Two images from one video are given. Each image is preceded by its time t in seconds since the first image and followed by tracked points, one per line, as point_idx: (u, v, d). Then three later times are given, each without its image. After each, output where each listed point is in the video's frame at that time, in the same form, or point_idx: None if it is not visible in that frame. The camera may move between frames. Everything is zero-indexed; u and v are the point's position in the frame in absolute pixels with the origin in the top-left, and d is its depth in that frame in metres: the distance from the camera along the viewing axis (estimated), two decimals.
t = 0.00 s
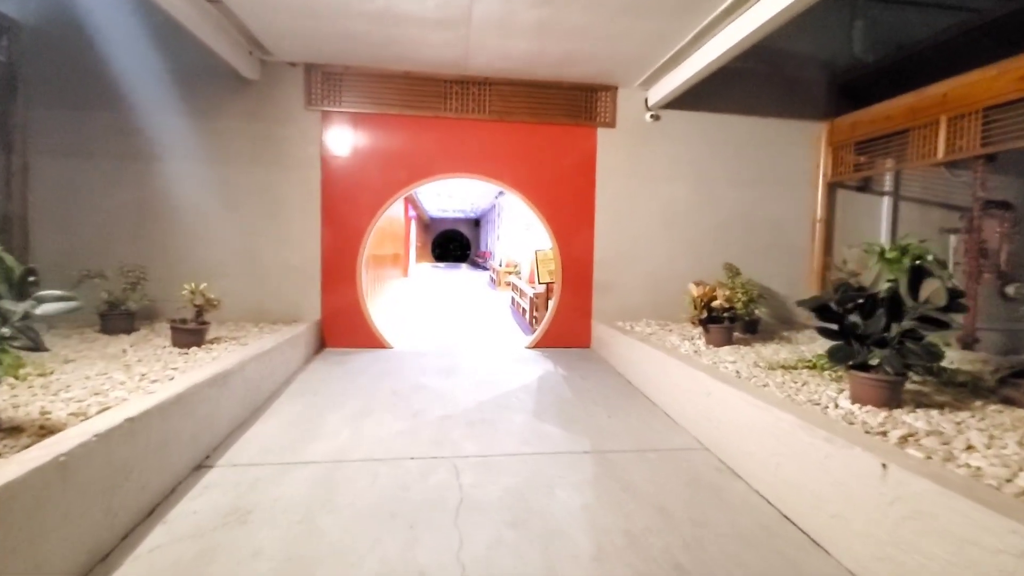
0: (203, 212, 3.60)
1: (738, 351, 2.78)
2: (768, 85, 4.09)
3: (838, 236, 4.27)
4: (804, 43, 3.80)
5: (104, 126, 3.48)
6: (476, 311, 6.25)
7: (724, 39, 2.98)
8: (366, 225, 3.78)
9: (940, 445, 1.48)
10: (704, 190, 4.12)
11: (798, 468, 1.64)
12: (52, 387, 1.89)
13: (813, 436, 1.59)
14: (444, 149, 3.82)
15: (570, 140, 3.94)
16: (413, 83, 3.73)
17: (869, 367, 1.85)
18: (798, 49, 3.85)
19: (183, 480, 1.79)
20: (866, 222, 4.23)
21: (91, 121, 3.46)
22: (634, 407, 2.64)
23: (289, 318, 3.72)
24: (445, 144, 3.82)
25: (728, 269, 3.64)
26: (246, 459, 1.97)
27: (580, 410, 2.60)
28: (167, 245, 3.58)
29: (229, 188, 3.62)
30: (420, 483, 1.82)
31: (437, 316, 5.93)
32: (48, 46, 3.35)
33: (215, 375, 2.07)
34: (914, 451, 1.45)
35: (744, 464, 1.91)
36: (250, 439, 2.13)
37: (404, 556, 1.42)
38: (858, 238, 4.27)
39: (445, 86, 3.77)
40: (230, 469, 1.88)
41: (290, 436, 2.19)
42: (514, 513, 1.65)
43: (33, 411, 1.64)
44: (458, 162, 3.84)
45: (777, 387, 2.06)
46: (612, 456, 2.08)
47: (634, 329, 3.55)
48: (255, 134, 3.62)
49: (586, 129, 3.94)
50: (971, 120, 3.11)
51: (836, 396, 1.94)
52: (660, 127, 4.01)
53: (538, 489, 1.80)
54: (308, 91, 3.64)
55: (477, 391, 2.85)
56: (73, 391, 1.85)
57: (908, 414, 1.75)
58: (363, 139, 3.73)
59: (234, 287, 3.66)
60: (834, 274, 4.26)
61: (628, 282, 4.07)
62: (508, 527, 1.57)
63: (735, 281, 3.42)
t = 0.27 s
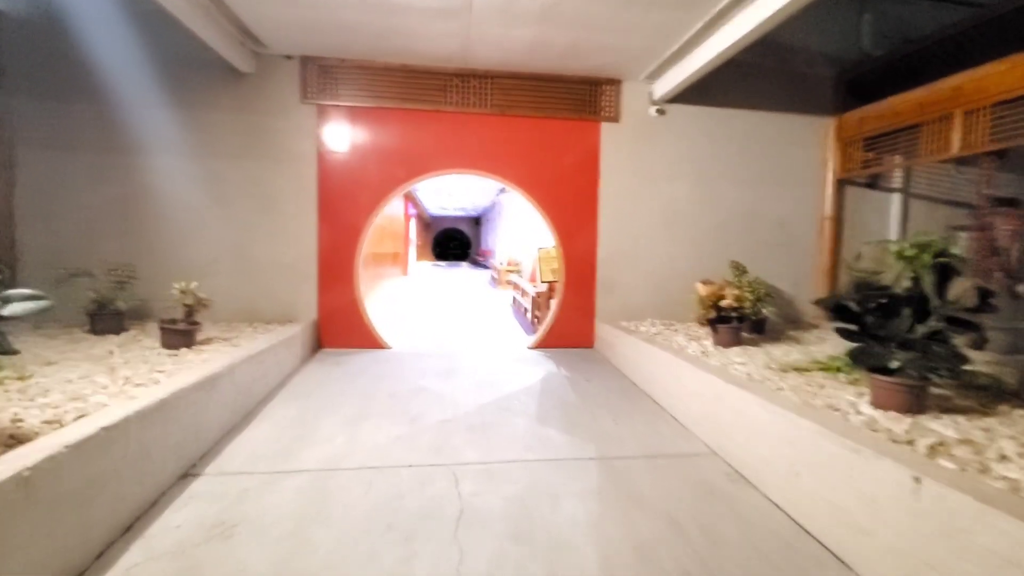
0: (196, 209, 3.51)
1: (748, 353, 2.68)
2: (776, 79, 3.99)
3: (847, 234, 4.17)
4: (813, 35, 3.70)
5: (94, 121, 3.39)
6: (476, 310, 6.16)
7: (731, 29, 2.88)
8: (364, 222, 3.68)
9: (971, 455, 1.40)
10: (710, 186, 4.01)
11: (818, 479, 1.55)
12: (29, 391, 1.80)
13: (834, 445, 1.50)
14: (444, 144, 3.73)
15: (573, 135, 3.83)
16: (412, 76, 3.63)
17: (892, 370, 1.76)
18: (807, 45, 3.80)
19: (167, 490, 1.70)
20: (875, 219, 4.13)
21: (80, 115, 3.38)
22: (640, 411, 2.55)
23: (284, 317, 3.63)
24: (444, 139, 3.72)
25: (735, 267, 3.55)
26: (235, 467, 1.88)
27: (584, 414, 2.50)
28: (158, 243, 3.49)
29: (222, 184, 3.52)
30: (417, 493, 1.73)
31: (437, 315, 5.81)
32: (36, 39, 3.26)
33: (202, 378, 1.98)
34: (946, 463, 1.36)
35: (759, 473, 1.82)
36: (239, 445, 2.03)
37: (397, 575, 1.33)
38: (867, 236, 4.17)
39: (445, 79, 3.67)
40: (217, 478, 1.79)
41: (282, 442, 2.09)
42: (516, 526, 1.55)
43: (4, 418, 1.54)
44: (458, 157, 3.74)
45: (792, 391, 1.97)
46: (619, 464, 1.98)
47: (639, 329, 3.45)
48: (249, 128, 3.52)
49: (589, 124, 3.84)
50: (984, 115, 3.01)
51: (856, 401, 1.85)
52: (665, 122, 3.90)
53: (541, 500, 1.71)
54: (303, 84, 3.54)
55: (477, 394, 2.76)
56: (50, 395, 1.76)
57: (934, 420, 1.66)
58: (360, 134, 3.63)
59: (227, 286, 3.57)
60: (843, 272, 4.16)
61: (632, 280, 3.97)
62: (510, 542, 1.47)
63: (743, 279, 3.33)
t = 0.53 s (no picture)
0: (188, 208, 3.43)
1: (756, 356, 2.59)
2: (782, 75, 3.90)
3: (855, 233, 4.08)
4: (821, 29, 3.61)
5: (83, 119, 3.32)
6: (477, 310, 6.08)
7: (738, 23, 2.80)
8: (361, 221, 3.60)
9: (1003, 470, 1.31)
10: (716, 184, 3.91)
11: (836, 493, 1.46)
12: (6, 400, 1.72)
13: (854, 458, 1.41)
14: (443, 142, 3.64)
15: (574, 133, 3.75)
16: (410, 72, 3.55)
17: (910, 376, 1.68)
18: (814, 40, 3.71)
19: (149, 504, 1.62)
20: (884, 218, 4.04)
21: (70, 113, 3.31)
22: (645, 417, 2.46)
23: (279, 319, 3.55)
24: (444, 136, 3.64)
25: (741, 267, 3.47)
26: (222, 478, 1.80)
27: (587, 420, 2.42)
28: (150, 244, 3.42)
29: (215, 183, 3.44)
30: (412, 506, 1.64)
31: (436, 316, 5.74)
32: (24, 35, 3.19)
33: (189, 385, 1.90)
34: (975, 477, 1.28)
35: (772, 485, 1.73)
36: (227, 455, 1.95)
37: None
38: (876, 235, 4.08)
39: (443, 75, 3.58)
40: (202, 490, 1.71)
41: (273, 450, 2.01)
42: (517, 544, 1.47)
43: None
44: (456, 155, 3.66)
45: (806, 398, 1.89)
46: (624, 474, 1.90)
47: (642, 331, 3.37)
48: (243, 126, 3.44)
49: (591, 121, 3.75)
50: (997, 110, 2.94)
51: (874, 409, 1.77)
52: (669, 119, 3.81)
53: (543, 514, 1.62)
54: (299, 80, 3.46)
55: (477, 399, 2.67)
56: (28, 404, 1.69)
57: (958, 430, 1.58)
58: (356, 131, 3.55)
59: (221, 287, 3.49)
60: (851, 272, 4.07)
61: (635, 281, 3.88)
62: (509, 561, 1.39)
63: (750, 280, 3.25)
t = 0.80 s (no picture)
0: (180, 205, 3.34)
1: (767, 358, 2.50)
2: (791, 68, 3.79)
3: (865, 230, 3.97)
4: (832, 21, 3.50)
5: (71, 112, 3.22)
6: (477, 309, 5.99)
7: (748, 12, 2.69)
8: (358, 217, 3.50)
9: None
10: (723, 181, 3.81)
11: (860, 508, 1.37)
12: None
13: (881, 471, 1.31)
14: (443, 136, 3.54)
15: (577, 127, 3.64)
16: (409, 64, 3.45)
17: (936, 382, 1.58)
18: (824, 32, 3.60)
19: (129, 516, 1.53)
20: (895, 215, 3.93)
21: (58, 107, 3.21)
22: (651, 422, 2.37)
23: (274, 319, 3.46)
24: (443, 130, 3.54)
25: (748, 265, 3.37)
26: (207, 488, 1.70)
27: (592, 424, 2.33)
28: (141, 241, 3.32)
29: (207, 179, 3.35)
30: (407, 519, 1.55)
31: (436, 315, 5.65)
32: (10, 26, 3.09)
33: (174, 389, 1.81)
34: (1014, 494, 1.18)
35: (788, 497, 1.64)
36: (215, 463, 1.86)
37: None
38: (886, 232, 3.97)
39: (442, 67, 3.48)
40: (186, 501, 1.62)
41: (263, 458, 1.92)
42: (518, 561, 1.38)
43: None
44: (456, 149, 3.56)
45: (823, 404, 1.79)
46: (631, 484, 1.80)
47: (648, 331, 3.27)
48: (237, 120, 3.34)
49: (594, 115, 3.65)
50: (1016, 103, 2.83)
51: (896, 416, 1.67)
52: (675, 113, 3.71)
53: (546, 528, 1.53)
54: (293, 73, 3.36)
55: (477, 402, 2.58)
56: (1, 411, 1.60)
57: (989, 439, 1.48)
58: (353, 125, 3.45)
59: (214, 285, 3.40)
60: (861, 270, 3.97)
61: (640, 280, 3.78)
62: None
63: (759, 278, 3.15)
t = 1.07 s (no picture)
0: (172, 202, 3.24)
1: (780, 360, 2.40)
2: (800, 60, 3.69)
3: (876, 227, 3.87)
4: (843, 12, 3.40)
5: (58, 107, 3.11)
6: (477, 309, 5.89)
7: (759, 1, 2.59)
8: (355, 215, 3.40)
9: None
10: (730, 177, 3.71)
11: (892, 524, 1.27)
12: None
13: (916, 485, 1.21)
14: (442, 131, 3.44)
15: (581, 122, 3.54)
16: (407, 57, 3.35)
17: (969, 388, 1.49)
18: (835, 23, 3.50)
19: (109, 532, 1.43)
20: (906, 212, 3.83)
21: (44, 101, 3.10)
22: (660, 427, 2.27)
23: (269, 320, 3.36)
24: (443, 125, 3.44)
25: (757, 263, 3.27)
26: (193, 501, 1.61)
27: (598, 430, 2.23)
28: (131, 240, 3.22)
29: (200, 175, 3.25)
30: (405, 534, 1.46)
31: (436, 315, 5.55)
32: None
33: (160, 396, 1.71)
34: None
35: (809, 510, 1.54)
36: (202, 473, 1.77)
37: None
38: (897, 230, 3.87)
39: (441, 60, 3.38)
40: (170, 516, 1.52)
41: (253, 469, 1.82)
42: None
43: None
44: (456, 145, 3.46)
45: (845, 411, 1.69)
46: (643, 495, 1.70)
47: (653, 332, 3.17)
48: (230, 115, 3.24)
49: (598, 110, 3.55)
50: None
51: (924, 425, 1.57)
52: (681, 108, 3.61)
53: (553, 544, 1.43)
54: (288, 66, 3.25)
55: (479, 406, 2.48)
56: None
57: None
58: (349, 120, 3.35)
59: (207, 286, 3.30)
60: (871, 268, 3.87)
61: (645, 279, 3.68)
62: None
63: (769, 277, 3.05)
